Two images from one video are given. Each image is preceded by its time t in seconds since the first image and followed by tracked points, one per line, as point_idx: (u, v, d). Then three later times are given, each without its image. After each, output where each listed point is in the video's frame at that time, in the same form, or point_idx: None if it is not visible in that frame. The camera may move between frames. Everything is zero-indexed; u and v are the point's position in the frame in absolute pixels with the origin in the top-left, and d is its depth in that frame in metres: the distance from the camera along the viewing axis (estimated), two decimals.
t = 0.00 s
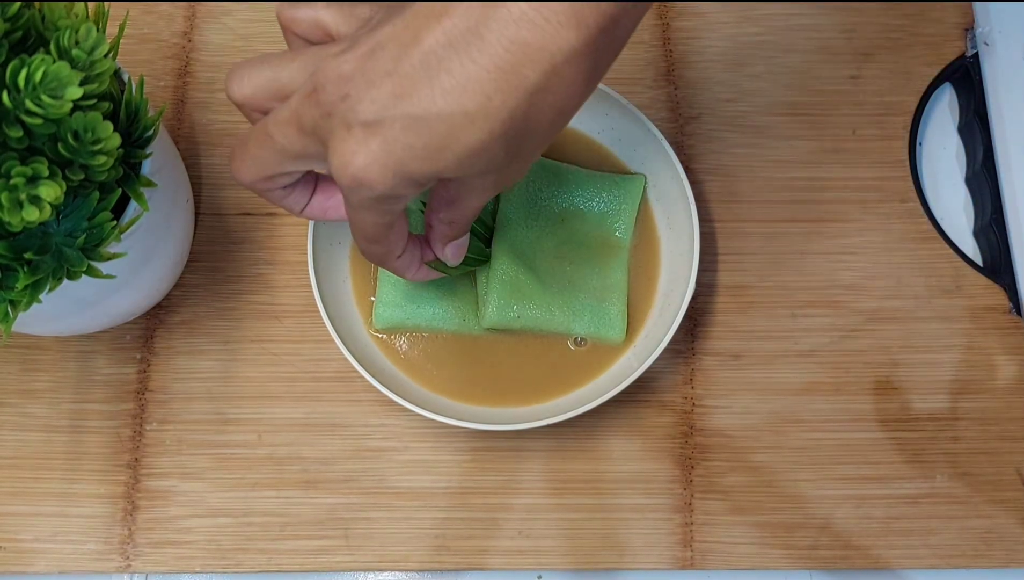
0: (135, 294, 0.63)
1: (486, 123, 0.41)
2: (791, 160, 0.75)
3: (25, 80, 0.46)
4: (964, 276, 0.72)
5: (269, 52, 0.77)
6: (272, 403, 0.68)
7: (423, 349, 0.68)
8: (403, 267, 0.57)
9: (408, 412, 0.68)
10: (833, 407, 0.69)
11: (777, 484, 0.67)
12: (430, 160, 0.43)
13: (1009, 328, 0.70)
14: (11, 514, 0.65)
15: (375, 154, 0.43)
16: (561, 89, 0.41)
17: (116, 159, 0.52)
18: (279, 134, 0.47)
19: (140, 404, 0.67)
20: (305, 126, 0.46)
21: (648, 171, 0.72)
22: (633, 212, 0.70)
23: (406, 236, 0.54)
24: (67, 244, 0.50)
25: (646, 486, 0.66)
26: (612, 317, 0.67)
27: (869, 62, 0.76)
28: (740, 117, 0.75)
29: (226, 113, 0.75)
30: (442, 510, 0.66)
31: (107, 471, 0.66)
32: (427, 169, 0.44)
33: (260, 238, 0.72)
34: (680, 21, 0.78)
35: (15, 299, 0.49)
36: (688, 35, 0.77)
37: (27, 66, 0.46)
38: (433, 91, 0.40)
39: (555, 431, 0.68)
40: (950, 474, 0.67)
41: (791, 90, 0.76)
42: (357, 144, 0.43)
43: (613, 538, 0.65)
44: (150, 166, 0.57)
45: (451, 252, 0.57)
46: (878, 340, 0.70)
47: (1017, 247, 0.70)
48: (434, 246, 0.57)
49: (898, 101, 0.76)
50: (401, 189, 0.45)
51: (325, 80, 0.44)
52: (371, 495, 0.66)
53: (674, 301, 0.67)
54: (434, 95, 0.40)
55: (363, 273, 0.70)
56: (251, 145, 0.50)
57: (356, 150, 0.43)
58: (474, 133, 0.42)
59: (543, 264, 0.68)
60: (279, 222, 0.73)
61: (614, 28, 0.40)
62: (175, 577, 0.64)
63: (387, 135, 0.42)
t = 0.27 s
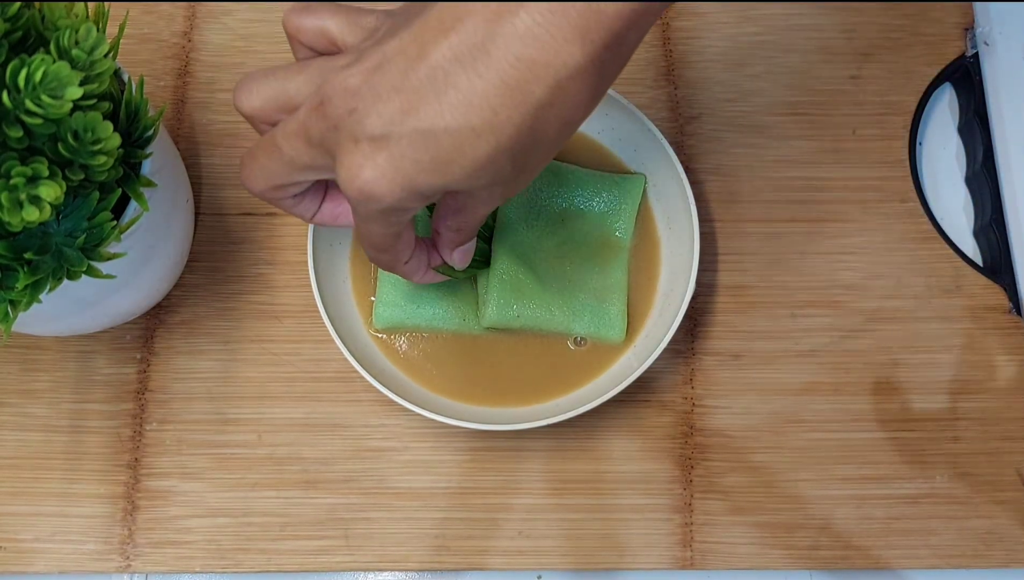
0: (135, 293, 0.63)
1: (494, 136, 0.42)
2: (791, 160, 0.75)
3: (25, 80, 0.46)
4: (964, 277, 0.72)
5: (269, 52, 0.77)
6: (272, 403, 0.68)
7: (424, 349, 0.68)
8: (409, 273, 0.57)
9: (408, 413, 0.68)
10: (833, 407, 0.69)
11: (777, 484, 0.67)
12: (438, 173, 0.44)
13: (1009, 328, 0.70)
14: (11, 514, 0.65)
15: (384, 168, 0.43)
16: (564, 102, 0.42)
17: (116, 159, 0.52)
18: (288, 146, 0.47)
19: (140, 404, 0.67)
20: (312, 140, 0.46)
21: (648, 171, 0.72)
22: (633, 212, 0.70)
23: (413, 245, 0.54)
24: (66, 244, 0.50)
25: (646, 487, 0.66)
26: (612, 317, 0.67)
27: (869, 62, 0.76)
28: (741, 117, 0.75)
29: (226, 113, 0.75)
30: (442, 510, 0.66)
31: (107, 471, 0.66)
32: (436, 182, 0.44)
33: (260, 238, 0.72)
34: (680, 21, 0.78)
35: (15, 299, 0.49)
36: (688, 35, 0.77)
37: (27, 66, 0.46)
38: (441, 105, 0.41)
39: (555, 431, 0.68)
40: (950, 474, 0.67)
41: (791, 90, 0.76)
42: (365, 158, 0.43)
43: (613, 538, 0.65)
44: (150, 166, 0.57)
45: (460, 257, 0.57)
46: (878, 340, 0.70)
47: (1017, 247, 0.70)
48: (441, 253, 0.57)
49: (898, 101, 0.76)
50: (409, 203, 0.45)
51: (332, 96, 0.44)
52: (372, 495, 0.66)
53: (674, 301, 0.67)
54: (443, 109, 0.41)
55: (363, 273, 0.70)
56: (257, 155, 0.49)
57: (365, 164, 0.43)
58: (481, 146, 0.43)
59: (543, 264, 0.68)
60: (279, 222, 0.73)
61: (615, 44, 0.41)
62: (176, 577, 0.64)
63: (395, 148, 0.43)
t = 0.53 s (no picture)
0: (135, 293, 0.63)
1: (506, 147, 0.42)
2: (791, 160, 0.74)
3: (25, 80, 0.46)
4: (964, 277, 0.72)
5: (269, 52, 0.77)
6: (272, 403, 0.68)
7: (424, 349, 0.68)
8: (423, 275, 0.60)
9: (408, 412, 0.68)
10: (833, 407, 0.69)
11: (777, 484, 0.67)
12: (449, 183, 0.44)
13: (1009, 328, 0.70)
14: (11, 514, 0.65)
15: (396, 179, 0.43)
16: (576, 113, 0.42)
17: (116, 159, 0.52)
18: (297, 156, 0.47)
19: (140, 404, 0.67)
20: (323, 149, 0.46)
21: (649, 171, 0.72)
22: (633, 213, 0.70)
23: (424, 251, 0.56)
24: (67, 244, 0.51)
25: (645, 487, 0.66)
26: (612, 317, 0.67)
27: (869, 62, 0.76)
28: (741, 117, 0.75)
29: (226, 113, 0.75)
30: (442, 510, 0.66)
31: (107, 471, 0.66)
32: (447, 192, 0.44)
33: (260, 238, 0.72)
34: (680, 21, 0.78)
35: (15, 299, 0.49)
36: (688, 35, 0.77)
37: (27, 66, 0.46)
38: (453, 117, 0.41)
39: (555, 431, 0.68)
40: (950, 474, 0.67)
41: (791, 90, 0.76)
42: (377, 168, 0.43)
43: (613, 538, 0.65)
44: (150, 166, 0.57)
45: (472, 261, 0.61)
46: (878, 340, 0.70)
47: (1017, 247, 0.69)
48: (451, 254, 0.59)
49: (898, 101, 0.76)
50: (421, 211, 0.46)
51: (344, 108, 0.44)
52: (372, 495, 0.66)
53: (674, 301, 0.67)
54: (454, 121, 0.41)
55: (363, 273, 0.70)
56: (269, 165, 0.50)
57: (376, 175, 0.43)
58: (492, 156, 0.43)
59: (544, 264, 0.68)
60: (279, 222, 0.73)
61: (627, 57, 0.41)
62: (176, 577, 0.64)
63: (407, 159, 0.43)
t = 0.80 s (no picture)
0: (135, 293, 0.63)
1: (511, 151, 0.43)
2: (790, 159, 0.75)
3: (25, 80, 0.46)
4: (964, 276, 0.72)
5: (269, 52, 0.77)
6: (272, 402, 0.68)
7: (424, 349, 0.68)
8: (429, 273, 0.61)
9: (408, 412, 0.68)
10: (833, 406, 0.69)
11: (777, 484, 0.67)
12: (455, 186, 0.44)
13: (1009, 328, 0.70)
14: (10, 514, 0.65)
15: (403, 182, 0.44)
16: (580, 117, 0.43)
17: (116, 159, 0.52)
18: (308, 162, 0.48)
19: (140, 404, 0.67)
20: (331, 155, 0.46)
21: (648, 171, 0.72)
22: (633, 213, 0.70)
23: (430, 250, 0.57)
24: (67, 244, 0.51)
25: (645, 486, 0.66)
26: (611, 317, 0.67)
27: (868, 62, 0.76)
28: (740, 116, 0.75)
29: (226, 114, 0.75)
30: (442, 510, 0.66)
31: (107, 471, 0.66)
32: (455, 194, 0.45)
33: (260, 238, 0.72)
34: (679, 21, 0.78)
35: (15, 299, 0.49)
36: (687, 35, 0.77)
37: (27, 66, 0.46)
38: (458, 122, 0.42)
39: (555, 431, 0.67)
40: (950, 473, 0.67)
41: (791, 89, 0.76)
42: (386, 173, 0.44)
43: (613, 538, 0.65)
44: (150, 166, 0.57)
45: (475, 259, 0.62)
46: (878, 340, 0.70)
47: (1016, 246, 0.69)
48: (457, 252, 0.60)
49: (898, 100, 0.76)
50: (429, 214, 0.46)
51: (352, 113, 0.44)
52: (371, 495, 0.66)
53: (674, 301, 0.67)
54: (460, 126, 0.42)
55: (363, 273, 0.70)
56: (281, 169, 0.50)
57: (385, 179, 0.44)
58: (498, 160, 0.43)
59: (544, 263, 0.68)
60: (279, 222, 0.73)
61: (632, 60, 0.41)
62: (176, 577, 0.64)
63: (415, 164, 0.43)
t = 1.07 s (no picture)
0: (135, 293, 0.63)
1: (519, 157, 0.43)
2: (790, 159, 0.75)
3: (25, 80, 0.46)
4: (964, 276, 0.72)
5: (269, 52, 0.77)
6: (272, 402, 0.68)
7: (424, 348, 0.68)
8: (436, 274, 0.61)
9: (408, 412, 0.68)
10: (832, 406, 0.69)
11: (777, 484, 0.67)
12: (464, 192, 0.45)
13: (1009, 327, 0.70)
14: (11, 514, 0.65)
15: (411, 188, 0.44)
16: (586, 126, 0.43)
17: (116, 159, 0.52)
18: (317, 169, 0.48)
19: (140, 404, 0.67)
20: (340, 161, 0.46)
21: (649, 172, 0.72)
22: (633, 213, 0.70)
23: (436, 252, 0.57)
24: (66, 244, 0.51)
25: (645, 486, 0.66)
26: (612, 317, 0.67)
27: (868, 62, 0.76)
28: (740, 116, 0.75)
29: (226, 114, 0.75)
30: (442, 510, 0.66)
31: (107, 471, 0.66)
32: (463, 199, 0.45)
33: (260, 238, 0.72)
34: (680, 21, 0.78)
35: (15, 299, 0.49)
36: (687, 35, 0.77)
37: (27, 66, 0.46)
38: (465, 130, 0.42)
39: (555, 431, 0.67)
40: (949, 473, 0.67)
41: (790, 89, 0.76)
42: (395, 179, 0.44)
43: (613, 538, 0.65)
44: (150, 166, 0.57)
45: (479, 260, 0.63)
46: (878, 340, 0.70)
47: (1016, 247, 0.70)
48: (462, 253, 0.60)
49: (898, 100, 0.76)
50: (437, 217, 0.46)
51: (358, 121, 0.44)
52: (371, 495, 0.66)
53: (674, 301, 0.67)
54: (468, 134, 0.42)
55: (364, 273, 0.70)
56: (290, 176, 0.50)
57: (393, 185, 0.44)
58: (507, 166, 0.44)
59: (543, 263, 0.68)
60: (279, 222, 0.73)
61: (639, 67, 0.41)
62: (176, 577, 0.64)
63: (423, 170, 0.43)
